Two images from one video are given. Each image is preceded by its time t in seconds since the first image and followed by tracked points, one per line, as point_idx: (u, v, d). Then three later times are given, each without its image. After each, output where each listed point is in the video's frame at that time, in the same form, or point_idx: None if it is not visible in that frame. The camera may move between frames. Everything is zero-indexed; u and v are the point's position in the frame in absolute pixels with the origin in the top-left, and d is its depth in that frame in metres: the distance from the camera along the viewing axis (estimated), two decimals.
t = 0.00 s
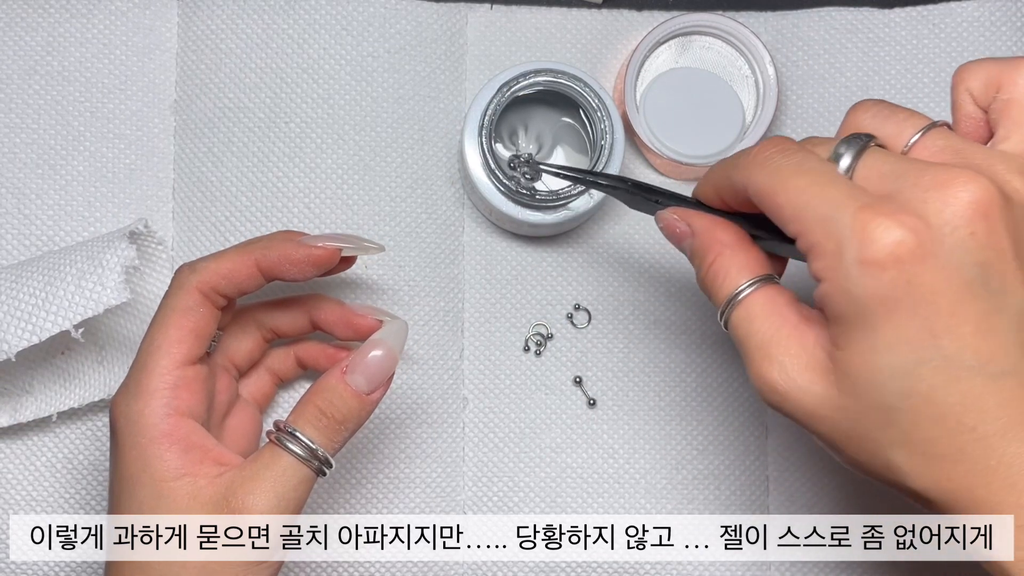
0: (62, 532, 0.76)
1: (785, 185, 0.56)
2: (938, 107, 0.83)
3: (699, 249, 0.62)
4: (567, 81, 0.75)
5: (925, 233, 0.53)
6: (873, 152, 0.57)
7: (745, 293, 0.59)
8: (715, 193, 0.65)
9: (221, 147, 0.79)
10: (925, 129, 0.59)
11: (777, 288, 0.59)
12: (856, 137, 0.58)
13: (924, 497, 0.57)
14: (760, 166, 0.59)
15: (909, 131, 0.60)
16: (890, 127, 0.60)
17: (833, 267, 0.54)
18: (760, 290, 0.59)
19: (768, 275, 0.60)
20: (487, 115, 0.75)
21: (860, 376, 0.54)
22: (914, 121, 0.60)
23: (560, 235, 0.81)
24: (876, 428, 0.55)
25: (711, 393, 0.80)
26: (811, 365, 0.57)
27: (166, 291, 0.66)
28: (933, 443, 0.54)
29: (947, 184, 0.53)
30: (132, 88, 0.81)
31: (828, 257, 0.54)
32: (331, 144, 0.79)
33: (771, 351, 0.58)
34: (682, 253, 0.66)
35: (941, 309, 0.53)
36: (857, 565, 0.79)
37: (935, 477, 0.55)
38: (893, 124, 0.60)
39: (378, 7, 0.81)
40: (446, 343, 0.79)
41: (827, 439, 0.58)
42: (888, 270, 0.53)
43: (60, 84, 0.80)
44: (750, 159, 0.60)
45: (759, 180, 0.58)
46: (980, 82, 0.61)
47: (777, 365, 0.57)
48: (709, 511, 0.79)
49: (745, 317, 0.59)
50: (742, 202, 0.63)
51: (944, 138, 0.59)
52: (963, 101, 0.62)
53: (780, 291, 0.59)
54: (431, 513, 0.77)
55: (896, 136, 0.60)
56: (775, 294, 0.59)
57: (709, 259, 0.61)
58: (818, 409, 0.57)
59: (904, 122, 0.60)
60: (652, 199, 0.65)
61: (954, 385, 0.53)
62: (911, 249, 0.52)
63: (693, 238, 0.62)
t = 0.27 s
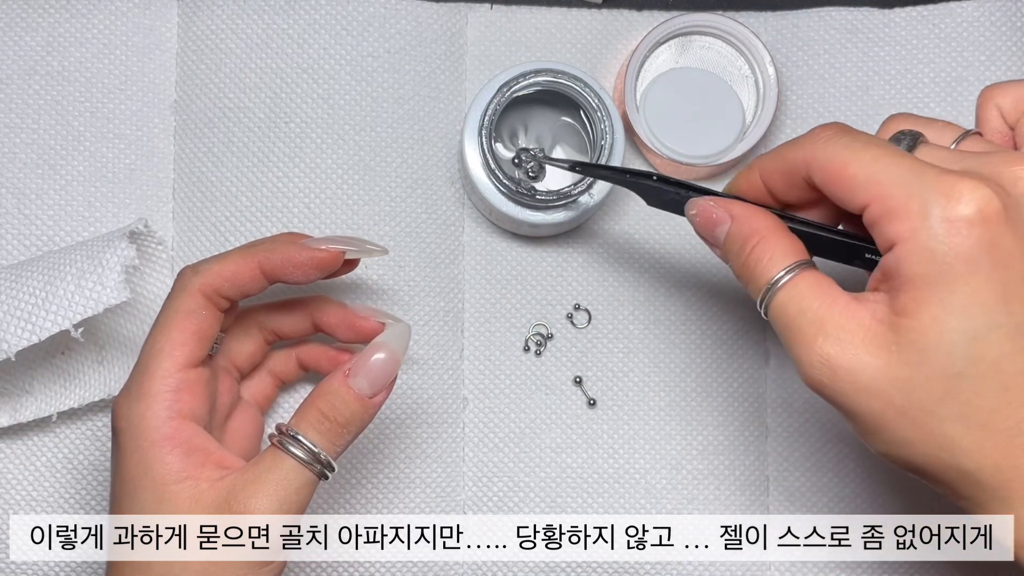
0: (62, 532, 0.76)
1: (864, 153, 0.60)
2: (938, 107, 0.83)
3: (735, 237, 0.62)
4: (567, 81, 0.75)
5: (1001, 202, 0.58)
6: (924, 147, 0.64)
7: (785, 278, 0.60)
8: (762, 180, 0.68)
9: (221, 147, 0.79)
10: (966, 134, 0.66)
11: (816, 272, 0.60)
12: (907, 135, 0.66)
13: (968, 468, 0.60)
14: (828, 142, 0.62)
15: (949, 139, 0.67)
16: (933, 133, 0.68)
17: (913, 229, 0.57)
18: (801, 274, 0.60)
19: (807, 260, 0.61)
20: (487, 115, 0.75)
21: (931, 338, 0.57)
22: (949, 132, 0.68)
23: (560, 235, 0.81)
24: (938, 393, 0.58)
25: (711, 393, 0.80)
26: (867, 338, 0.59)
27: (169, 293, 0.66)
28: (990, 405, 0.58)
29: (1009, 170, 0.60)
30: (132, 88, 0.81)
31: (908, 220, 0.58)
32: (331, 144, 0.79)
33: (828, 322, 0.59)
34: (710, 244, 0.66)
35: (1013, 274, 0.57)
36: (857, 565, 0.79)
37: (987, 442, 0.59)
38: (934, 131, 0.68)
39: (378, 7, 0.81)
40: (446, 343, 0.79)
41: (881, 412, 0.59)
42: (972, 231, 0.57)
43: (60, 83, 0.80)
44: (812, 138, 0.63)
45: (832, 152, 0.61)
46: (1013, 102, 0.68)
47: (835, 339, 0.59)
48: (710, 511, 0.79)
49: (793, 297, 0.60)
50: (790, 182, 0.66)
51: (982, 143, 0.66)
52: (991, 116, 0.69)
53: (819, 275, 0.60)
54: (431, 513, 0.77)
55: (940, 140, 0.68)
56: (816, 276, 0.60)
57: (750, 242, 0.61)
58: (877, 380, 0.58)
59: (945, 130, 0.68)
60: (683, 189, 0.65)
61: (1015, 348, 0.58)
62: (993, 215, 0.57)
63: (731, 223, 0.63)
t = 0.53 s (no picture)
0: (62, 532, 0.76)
1: (864, 168, 0.60)
2: (938, 107, 0.83)
3: (744, 232, 0.63)
4: (567, 81, 0.75)
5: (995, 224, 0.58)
6: (934, 156, 0.63)
7: (786, 278, 0.60)
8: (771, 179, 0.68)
9: (221, 147, 0.79)
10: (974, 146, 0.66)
11: (819, 273, 0.61)
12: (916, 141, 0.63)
13: (946, 478, 0.60)
14: (835, 150, 0.62)
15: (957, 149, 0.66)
16: (942, 142, 0.67)
17: (906, 246, 0.58)
18: (803, 275, 0.60)
19: (811, 261, 0.61)
20: (487, 115, 0.75)
21: (918, 352, 0.57)
22: (960, 141, 0.66)
23: (560, 235, 0.81)
24: (919, 404, 0.59)
25: (711, 393, 0.80)
26: (858, 345, 0.59)
27: (173, 294, 0.66)
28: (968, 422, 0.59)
29: (1010, 189, 0.60)
30: (132, 88, 0.81)
31: (905, 235, 0.58)
32: (331, 144, 0.79)
33: (819, 329, 0.59)
34: (719, 236, 0.66)
35: (999, 295, 0.58)
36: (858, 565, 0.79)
37: (962, 456, 0.59)
38: (943, 138, 0.67)
39: (378, 7, 0.81)
40: (446, 343, 0.79)
41: (864, 420, 0.60)
42: (965, 253, 0.57)
43: (60, 83, 0.80)
44: (821, 143, 0.63)
45: (838, 161, 0.61)
46: None
47: (826, 344, 0.59)
48: (710, 511, 0.79)
49: (791, 298, 0.60)
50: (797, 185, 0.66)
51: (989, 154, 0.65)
52: (1002, 128, 0.68)
53: (821, 276, 0.61)
54: (431, 513, 0.77)
55: (947, 148, 0.66)
56: (818, 278, 0.60)
57: (755, 240, 0.62)
58: (863, 386, 0.59)
59: (954, 139, 0.66)
60: (697, 181, 0.65)
61: (996, 368, 0.58)
62: (986, 237, 0.57)
63: (739, 218, 0.63)
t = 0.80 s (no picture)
0: (64, 532, 0.76)
1: (819, 194, 0.58)
2: (938, 107, 0.83)
3: (732, 234, 0.63)
4: (567, 81, 0.75)
5: (939, 263, 0.56)
6: (908, 175, 0.60)
7: (766, 284, 0.61)
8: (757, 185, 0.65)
9: (221, 147, 0.79)
10: (956, 161, 0.63)
11: (796, 283, 0.61)
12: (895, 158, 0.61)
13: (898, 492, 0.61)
14: (801, 170, 0.60)
15: (941, 162, 0.63)
16: (927, 153, 0.64)
17: (849, 278, 0.57)
18: (779, 283, 0.61)
19: (790, 270, 0.61)
20: (487, 115, 0.75)
21: (856, 381, 0.57)
22: (944, 153, 0.63)
23: (560, 235, 0.81)
24: (863, 429, 0.59)
25: (711, 394, 0.80)
26: (816, 362, 0.60)
27: (173, 294, 0.66)
28: (913, 451, 0.58)
29: (968, 221, 0.56)
30: (132, 88, 0.81)
31: (848, 268, 0.57)
32: (331, 145, 0.79)
33: (779, 343, 0.60)
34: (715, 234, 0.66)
35: (942, 334, 0.56)
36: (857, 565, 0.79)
37: (911, 482, 0.59)
38: (930, 151, 0.64)
39: (378, 7, 0.81)
40: (446, 343, 0.79)
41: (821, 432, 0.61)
42: (902, 292, 0.55)
43: (60, 84, 0.80)
44: (792, 160, 0.61)
45: (799, 182, 0.59)
46: (1016, 125, 0.67)
47: (784, 358, 0.60)
48: (709, 511, 0.79)
49: (765, 306, 0.61)
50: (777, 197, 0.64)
51: (973, 170, 0.63)
52: (995, 137, 0.68)
53: (799, 286, 0.61)
54: (431, 513, 0.77)
55: (932, 162, 0.64)
56: (794, 289, 0.60)
57: (738, 245, 0.62)
58: (815, 402, 0.60)
59: (938, 151, 0.64)
60: (696, 176, 0.65)
61: (942, 403, 0.57)
62: (926, 277, 0.55)
63: (727, 221, 0.63)
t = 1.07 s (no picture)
0: (64, 532, 0.76)
1: (829, 192, 0.58)
2: (938, 107, 0.83)
3: (740, 231, 0.63)
4: (567, 80, 0.75)
5: (947, 264, 0.55)
6: (918, 175, 0.59)
7: (774, 282, 0.61)
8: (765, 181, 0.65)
9: (221, 148, 0.79)
10: (968, 160, 0.63)
11: (805, 282, 0.61)
12: (905, 156, 0.59)
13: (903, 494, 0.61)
14: (809, 170, 0.60)
15: (954, 159, 0.63)
16: (938, 151, 0.63)
17: (854, 280, 0.57)
18: (788, 282, 0.61)
19: (799, 268, 0.61)
20: (487, 115, 0.75)
21: (862, 382, 0.57)
22: (958, 151, 0.63)
23: (560, 235, 0.81)
24: (869, 430, 0.59)
25: (711, 394, 0.80)
26: (822, 361, 0.60)
27: (176, 295, 0.66)
28: (919, 453, 0.58)
29: (977, 222, 0.56)
30: (132, 88, 0.81)
31: (854, 269, 0.57)
32: (331, 145, 0.79)
33: (787, 342, 0.60)
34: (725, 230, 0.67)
35: (949, 335, 0.56)
36: (857, 565, 0.79)
37: (917, 484, 0.59)
38: (940, 149, 0.63)
39: (378, 7, 0.81)
40: (446, 343, 0.79)
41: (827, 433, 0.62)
42: (908, 294, 0.55)
43: (60, 84, 0.80)
44: (800, 159, 0.61)
45: (806, 182, 0.59)
46: None
47: (791, 357, 0.60)
48: (710, 511, 0.79)
49: (772, 304, 0.61)
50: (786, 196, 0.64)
51: (984, 170, 0.62)
52: (1008, 135, 0.67)
53: (807, 285, 0.61)
54: (431, 513, 0.77)
55: (943, 160, 0.63)
56: (803, 287, 0.61)
57: (746, 242, 0.63)
58: (820, 402, 0.60)
59: (950, 150, 0.63)
60: (706, 172, 0.67)
61: (948, 405, 0.57)
62: (931, 280, 0.55)
63: (736, 218, 0.64)
